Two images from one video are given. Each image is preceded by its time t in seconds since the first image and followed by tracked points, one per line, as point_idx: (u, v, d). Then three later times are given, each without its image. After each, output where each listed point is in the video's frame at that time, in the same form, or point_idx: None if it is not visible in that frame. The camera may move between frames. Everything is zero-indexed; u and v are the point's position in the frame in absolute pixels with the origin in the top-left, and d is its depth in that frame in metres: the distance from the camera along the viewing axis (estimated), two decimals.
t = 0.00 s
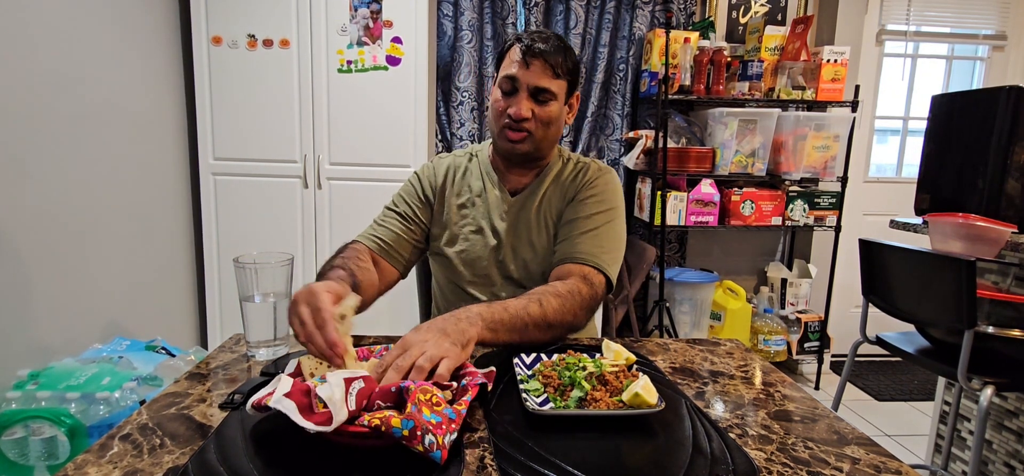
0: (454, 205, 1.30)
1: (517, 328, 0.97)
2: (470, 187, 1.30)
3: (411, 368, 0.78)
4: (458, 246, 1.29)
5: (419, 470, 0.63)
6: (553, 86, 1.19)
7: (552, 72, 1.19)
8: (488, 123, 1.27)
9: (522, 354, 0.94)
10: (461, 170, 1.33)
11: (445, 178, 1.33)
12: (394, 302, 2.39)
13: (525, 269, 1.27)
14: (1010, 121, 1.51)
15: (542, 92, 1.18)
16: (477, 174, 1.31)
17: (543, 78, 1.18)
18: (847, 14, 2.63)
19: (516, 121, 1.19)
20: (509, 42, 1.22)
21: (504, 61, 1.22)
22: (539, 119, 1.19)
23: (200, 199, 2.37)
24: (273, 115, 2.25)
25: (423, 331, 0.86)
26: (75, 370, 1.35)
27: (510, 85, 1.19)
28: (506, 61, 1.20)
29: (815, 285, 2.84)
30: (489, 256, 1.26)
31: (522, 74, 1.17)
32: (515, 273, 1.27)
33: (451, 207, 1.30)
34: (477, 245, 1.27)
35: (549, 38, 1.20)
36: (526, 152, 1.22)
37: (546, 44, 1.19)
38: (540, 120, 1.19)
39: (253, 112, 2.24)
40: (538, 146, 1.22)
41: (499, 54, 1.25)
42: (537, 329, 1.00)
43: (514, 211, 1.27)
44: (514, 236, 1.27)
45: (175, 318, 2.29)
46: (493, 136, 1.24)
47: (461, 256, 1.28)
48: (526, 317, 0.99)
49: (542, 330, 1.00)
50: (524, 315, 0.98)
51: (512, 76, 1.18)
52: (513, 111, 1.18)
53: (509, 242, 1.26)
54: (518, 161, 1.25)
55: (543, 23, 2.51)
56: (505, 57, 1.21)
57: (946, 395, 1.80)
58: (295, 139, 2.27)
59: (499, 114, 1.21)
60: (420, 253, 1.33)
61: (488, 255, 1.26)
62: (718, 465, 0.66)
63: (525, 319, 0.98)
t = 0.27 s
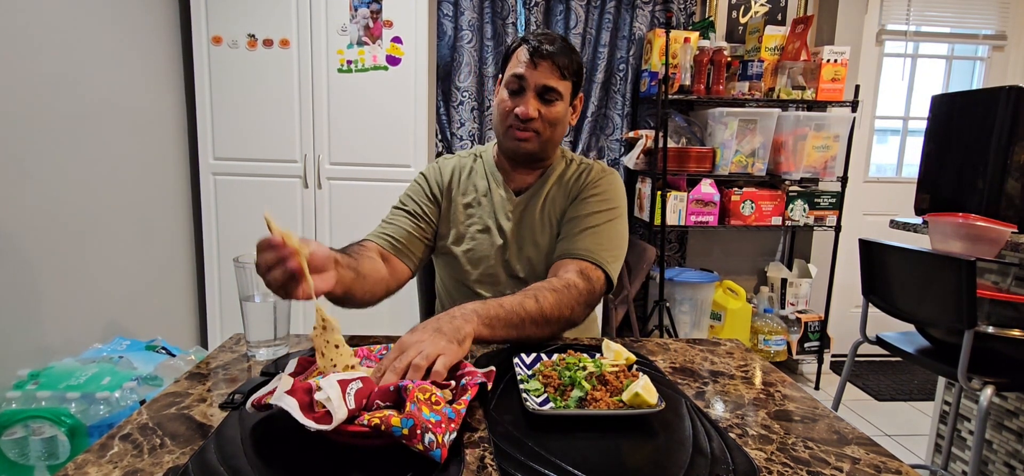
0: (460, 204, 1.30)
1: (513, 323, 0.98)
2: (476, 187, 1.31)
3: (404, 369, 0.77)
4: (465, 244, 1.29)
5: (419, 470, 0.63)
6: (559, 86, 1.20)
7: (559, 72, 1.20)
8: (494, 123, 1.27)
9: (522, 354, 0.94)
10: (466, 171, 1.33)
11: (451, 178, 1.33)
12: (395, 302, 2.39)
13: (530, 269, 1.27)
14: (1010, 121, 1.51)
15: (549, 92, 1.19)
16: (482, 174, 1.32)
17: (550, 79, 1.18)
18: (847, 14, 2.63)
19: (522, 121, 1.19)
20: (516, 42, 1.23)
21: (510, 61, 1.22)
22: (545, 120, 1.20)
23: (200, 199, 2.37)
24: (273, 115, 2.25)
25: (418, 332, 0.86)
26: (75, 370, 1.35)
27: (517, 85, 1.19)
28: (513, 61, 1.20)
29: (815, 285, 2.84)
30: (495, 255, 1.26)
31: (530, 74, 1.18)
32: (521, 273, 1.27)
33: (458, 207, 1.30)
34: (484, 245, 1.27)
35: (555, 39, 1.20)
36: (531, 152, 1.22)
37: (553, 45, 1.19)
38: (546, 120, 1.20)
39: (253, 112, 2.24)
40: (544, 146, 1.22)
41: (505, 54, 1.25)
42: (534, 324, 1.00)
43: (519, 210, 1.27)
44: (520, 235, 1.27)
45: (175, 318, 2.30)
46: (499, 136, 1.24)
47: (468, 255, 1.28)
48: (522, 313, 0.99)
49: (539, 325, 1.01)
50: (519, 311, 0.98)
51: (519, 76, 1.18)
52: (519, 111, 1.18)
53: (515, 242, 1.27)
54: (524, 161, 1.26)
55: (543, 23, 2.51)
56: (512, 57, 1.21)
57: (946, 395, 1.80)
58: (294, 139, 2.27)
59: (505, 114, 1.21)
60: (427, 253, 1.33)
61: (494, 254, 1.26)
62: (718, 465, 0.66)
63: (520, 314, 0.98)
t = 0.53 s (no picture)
0: (461, 202, 1.30)
1: (511, 313, 0.98)
2: (477, 186, 1.31)
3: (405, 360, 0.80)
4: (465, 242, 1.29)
5: (419, 470, 0.63)
6: (570, 93, 1.20)
7: (569, 78, 1.19)
8: (501, 128, 1.26)
9: (521, 354, 0.94)
10: (467, 169, 1.34)
11: (451, 175, 1.33)
12: (395, 302, 2.39)
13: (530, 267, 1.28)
14: (1010, 121, 1.51)
15: (560, 99, 1.19)
16: (483, 172, 1.32)
17: (561, 86, 1.18)
18: (847, 14, 2.63)
19: (535, 129, 1.20)
20: (520, 45, 1.20)
21: (516, 66, 1.20)
22: (557, 126, 1.21)
23: (200, 198, 2.37)
24: (273, 115, 2.25)
25: (420, 320, 0.88)
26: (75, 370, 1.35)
27: (528, 93, 1.18)
28: (521, 68, 1.19)
29: (815, 285, 2.84)
30: (495, 253, 1.27)
31: (542, 82, 1.17)
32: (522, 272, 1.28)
33: (459, 204, 1.30)
34: (485, 243, 1.27)
35: (561, 42, 1.19)
36: (541, 157, 1.24)
37: (561, 50, 1.18)
38: (557, 126, 1.21)
39: (253, 112, 2.24)
40: (554, 150, 1.25)
41: (508, 57, 1.23)
42: (532, 317, 1.01)
43: (520, 209, 1.28)
44: (520, 234, 1.28)
45: (175, 318, 2.30)
46: (508, 142, 1.24)
47: (469, 253, 1.28)
48: (520, 304, 0.99)
49: (537, 318, 1.01)
50: (518, 302, 0.99)
51: (530, 84, 1.17)
52: (534, 121, 1.19)
53: (516, 240, 1.28)
54: (529, 163, 1.27)
55: (543, 23, 2.51)
56: (518, 63, 1.19)
57: (946, 395, 1.80)
58: (294, 139, 2.27)
59: (517, 122, 1.21)
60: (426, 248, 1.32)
61: (495, 252, 1.27)
62: (718, 465, 0.66)
63: (520, 304, 0.99)
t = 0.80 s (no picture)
0: (463, 206, 1.30)
1: (538, 288, 1.07)
2: (479, 189, 1.30)
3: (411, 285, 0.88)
4: (469, 247, 1.28)
5: (420, 470, 0.63)
6: (573, 97, 1.19)
7: (573, 83, 1.18)
8: (503, 131, 1.24)
9: (521, 354, 0.94)
10: (469, 172, 1.32)
11: (452, 178, 1.32)
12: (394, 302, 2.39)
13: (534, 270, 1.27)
14: (1010, 121, 1.51)
15: (565, 105, 1.18)
16: (485, 175, 1.31)
17: (566, 91, 1.17)
18: (847, 14, 2.63)
19: (539, 134, 1.19)
20: (525, 46, 1.19)
21: (520, 69, 1.18)
22: (561, 131, 1.21)
23: (200, 198, 2.37)
24: (273, 115, 2.25)
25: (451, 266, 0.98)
26: (75, 370, 1.36)
27: (532, 97, 1.17)
28: (525, 70, 1.17)
29: (815, 286, 2.84)
30: (501, 258, 1.26)
31: (547, 87, 1.16)
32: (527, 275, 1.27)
33: (461, 209, 1.30)
34: (490, 248, 1.27)
35: (568, 47, 1.18)
36: (545, 162, 1.23)
37: (567, 55, 1.17)
38: (561, 131, 1.20)
39: (253, 112, 2.24)
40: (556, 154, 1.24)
41: (511, 58, 1.21)
42: (556, 296, 1.09)
43: (527, 213, 1.27)
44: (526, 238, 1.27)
45: (175, 318, 2.30)
46: (511, 145, 1.23)
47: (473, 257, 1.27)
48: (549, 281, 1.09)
49: (560, 300, 1.09)
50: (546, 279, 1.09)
51: (535, 89, 1.16)
52: (538, 126, 1.18)
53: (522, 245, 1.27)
54: (533, 167, 1.26)
55: (543, 23, 2.50)
56: (522, 66, 1.18)
57: (946, 395, 1.80)
58: (294, 139, 2.27)
59: (520, 127, 1.20)
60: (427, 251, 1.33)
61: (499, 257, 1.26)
62: (718, 465, 0.66)
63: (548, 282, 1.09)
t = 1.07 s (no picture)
0: (471, 209, 1.30)
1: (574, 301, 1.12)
2: (487, 191, 1.30)
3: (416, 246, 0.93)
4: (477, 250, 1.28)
5: (421, 470, 0.63)
6: (580, 100, 1.20)
7: (581, 86, 1.19)
8: (510, 132, 1.25)
9: (521, 354, 0.94)
10: (475, 173, 1.32)
11: (458, 181, 1.32)
12: (394, 302, 2.39)
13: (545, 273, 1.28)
14: (1011, 121, 1.51)
15: (572, 107, 1.19)
16: (491, 177, 1.30)
17: (574, 94, 1.18)
18: (847, 14, 2.63)
19: (545, 136, 1.19)
20: (534, 47, 1.20)
21: (529, 69, 1.19)
22: (567, 133, 1.21)
23: (200, 198, 2.37)
24: (273, 115, 2.25)
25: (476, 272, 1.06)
26: (75, 370, 1.36)
27: (539, 99, 1.18)
28: (533, 71, 1.18)
29: (815, 285, 2.84)
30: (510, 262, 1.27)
31: (554, 89, 1.17)
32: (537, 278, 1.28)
33: (469, 212, 1.30)
34: (499, 252, 1.27)
35: (577, 49, 1.19)
36: (551, 164, 1.24)
37: (576, 57, 1.18)
38: (567, 134, 1.21)
39: (253, 112, 2.24)
40: (562, 156, 1.24)
41: (520, 59, 1.22)
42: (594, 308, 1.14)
43: (538, 217, 1.28)
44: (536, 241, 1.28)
45: (175, 318, 2.30)
46: (518, 147, 1.23)
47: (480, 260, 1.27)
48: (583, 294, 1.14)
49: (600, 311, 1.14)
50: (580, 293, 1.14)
51: (541, 90, 1.17)
52: (544, 128, 1.19)
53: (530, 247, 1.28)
54: (541, 171, 1.27)
55: (543, 23, 2.50)
56: (530, 66, 1.19)
57: (946, 395, 1.80)
58: (294, 139, 2.27)
59: (526, 128, 1.21)
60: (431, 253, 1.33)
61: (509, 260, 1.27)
62: (718, 465, 0.66)
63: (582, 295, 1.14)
